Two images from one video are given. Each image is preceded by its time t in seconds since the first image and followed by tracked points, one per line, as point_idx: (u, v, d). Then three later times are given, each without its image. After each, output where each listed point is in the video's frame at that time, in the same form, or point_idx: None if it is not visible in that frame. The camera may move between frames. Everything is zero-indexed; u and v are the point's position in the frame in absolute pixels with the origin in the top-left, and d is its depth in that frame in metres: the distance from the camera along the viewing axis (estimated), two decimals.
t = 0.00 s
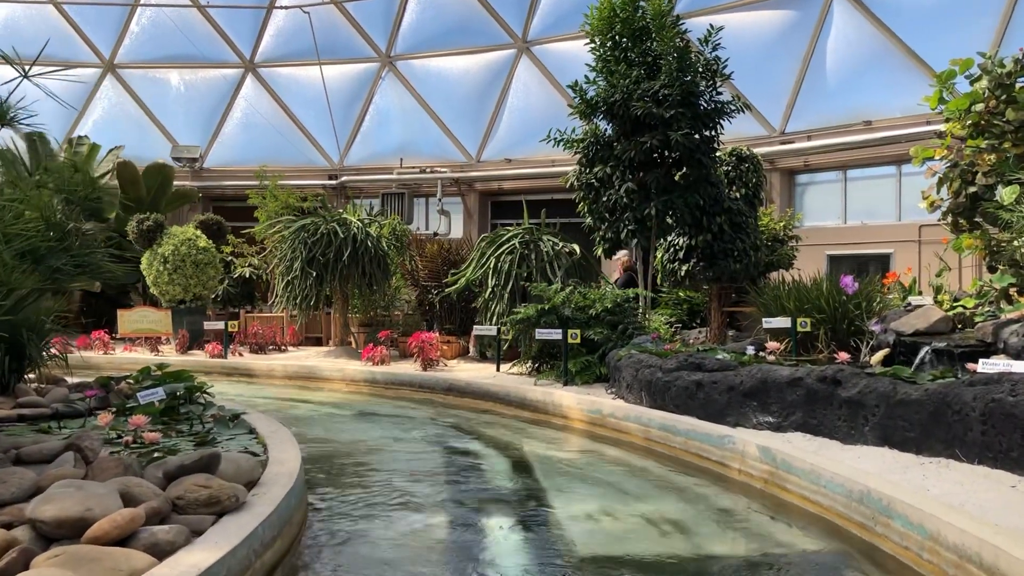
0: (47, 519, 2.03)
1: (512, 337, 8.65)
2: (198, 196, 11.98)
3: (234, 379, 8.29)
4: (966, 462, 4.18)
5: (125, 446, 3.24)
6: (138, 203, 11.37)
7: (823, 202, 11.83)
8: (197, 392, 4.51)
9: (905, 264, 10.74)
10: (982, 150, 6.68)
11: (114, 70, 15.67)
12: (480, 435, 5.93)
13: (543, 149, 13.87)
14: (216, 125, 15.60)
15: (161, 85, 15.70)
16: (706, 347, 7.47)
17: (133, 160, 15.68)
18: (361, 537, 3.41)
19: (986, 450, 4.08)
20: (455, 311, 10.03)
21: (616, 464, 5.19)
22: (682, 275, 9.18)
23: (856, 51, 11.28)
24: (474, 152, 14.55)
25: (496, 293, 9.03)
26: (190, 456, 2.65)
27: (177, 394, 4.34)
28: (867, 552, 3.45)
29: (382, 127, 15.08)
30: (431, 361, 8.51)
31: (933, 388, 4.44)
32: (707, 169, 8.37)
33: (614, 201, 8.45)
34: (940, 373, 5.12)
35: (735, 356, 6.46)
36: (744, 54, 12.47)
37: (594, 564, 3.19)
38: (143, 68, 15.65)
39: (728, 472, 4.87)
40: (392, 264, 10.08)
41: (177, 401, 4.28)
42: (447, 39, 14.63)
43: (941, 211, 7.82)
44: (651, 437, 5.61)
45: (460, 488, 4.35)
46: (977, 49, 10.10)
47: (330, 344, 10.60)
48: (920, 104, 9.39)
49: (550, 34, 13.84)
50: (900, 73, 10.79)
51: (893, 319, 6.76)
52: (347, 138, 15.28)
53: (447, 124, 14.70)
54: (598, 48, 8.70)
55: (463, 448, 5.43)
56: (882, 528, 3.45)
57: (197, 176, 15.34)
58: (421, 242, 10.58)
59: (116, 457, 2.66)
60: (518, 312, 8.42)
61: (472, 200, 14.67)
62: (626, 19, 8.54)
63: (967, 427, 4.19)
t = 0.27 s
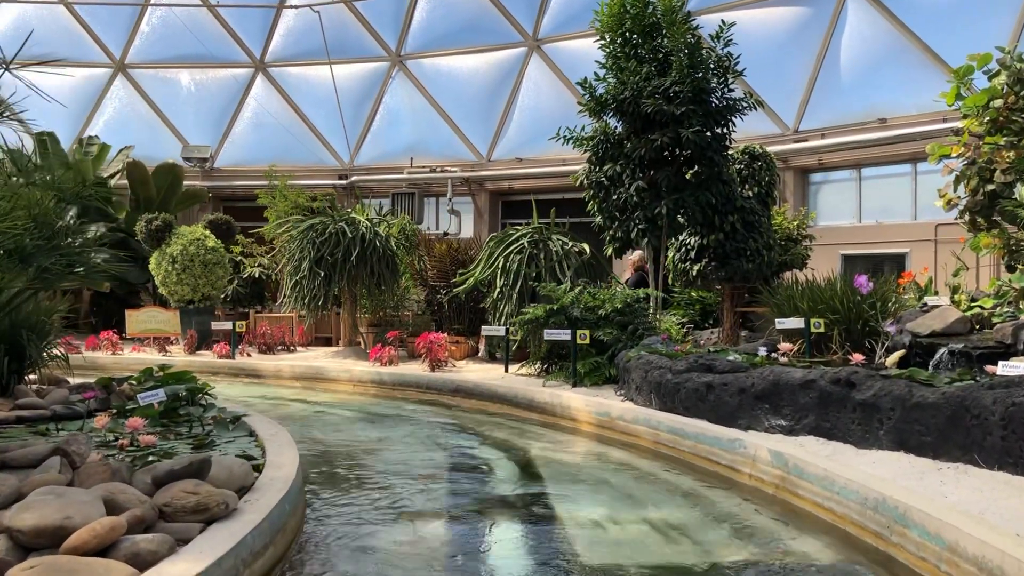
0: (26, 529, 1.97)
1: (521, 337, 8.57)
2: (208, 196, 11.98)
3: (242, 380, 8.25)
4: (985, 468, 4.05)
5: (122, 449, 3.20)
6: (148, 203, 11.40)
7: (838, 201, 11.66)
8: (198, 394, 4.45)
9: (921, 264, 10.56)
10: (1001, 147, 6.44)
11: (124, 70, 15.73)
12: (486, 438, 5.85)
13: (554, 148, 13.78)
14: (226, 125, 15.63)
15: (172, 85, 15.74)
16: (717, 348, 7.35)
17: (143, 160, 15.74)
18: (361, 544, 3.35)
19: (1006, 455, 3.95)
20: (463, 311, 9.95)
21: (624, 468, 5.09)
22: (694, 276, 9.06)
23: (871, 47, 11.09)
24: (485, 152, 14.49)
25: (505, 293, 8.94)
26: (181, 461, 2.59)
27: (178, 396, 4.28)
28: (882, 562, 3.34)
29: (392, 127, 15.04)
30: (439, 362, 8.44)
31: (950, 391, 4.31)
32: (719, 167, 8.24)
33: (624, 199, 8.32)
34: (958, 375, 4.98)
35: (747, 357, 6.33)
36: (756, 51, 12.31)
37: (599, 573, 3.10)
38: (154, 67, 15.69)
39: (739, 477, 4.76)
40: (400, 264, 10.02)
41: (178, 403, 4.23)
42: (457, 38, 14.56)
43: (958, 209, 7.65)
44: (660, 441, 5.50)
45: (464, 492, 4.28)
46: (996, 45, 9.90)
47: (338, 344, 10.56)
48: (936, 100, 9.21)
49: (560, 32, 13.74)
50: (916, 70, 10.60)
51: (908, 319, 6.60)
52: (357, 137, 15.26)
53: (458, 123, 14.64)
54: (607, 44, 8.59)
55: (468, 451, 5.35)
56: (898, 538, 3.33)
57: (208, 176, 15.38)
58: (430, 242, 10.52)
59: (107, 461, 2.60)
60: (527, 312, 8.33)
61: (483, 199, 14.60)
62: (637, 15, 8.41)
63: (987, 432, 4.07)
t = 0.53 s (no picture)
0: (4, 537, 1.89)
1: (531, 339, 8.47)
2: (218, 195, 11.98)
3: (250, 380, 8.22)
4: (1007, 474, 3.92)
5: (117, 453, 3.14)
6: (159, 203, 11.43)
7: (853, 200, 11.47)
8: (200, 395, 4.40)
9: (938, 263, 10.35)
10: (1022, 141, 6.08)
11: (136, 70, 15.78)
12: (494, 440, 5.77)
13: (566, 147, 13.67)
14: (237, 125, 15.65)
15: (184, 84, 15.79)
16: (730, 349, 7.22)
17: (156, 160, 15.79)
18: (361, 551, 3.27)
19: None
20: (472, 312, 9.84)
21: (634, 472, 4.98)
22: (708, 276, 8.96)
23: (888, 42, 10.89)
24: (496, 151, 14.41)
25: (515, 293, 8.86)
26: (170, 466, 2.52)
27: (180, 397, 4.23)
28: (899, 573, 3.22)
29: (404, 126, 14.99)
30: (448, 363, 8.36)
31: (971, 393, 4.17)
32: (733, 165, 8.10)
33: (635, 198, 8.20)
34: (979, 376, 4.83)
35: (760, 359, 6.20)
36: (770, 47, 12.12)
37: None
38: (165, 67, 15.74)
39: (751, 482, 4.64)
40: (410, 263, 9.95)
41: (178, 406, 4.16)
42: (468, 36, 14.48)
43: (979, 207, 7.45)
44: (671, 444, 5.39)
45: (469, 497, 4.19)
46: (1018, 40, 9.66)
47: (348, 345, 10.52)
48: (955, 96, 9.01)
49: (573, 29, 13.62)
50: (934, 65, 10.38)
51: (927, 320, 6.43)
52: (369, 137, 15.23)
53: (469, 122, 14.57)
54: (619, 40, 8.46)
55: (475, 454, 5.27)
56: (916, 547, 3.21)
57: (219, 176, 15.41)
58: (439, 241, 10.45)
59: (98, 466, 2.54)
60: (536, 312, 8.23)
61: (494, 198, 14.52)
62: (648, 10, 8.28)
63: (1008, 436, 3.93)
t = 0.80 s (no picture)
0: None
1: (542, 339, 8.38)
2: (231, 195, 11.99)
3: (261, 381, 8.20)
4: None
5: (115, 456, 3.09)
6: (172, 202, 11.47)
7: (871, 198, 11.27)
8: (204, 397, 4.35)
9: (958, 263, 10.12)
10: None
11: (149, 70, 15.86)
12: (503, 443, 5.69)
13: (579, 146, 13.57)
14: (250, 125, 15.69)
15: (197, 84, 15.84)
16: (744, 351, 7.08)
17: (169, 160, 15.87)
18: (362, 560, 3.19)
19: None
20: (484, 312, 9.78)
21: (644, 476, 4.88)
22: (721, 277, 8.78)
23: (906, 38, 10.66)
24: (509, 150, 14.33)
25: (526, 293, 8.77)
26: (160, 471, 2.46)
27: (183, 399, 4.19)
28: None
29: (417, 126, 14.95)
30: (458, 364, 8.30)
31: (994, 397, 4.03)
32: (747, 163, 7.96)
33: (648, 196, 8.09)
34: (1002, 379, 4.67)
35: (775, 360, 6.06)
36: (786, 43, 11.93)
37: None
38: (179, 67, 15.80)
39: (764, 488, 4.52)
40: (421, 263, 9.89)
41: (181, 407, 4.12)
42: (481, 35, 14.40)
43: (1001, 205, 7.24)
44: (683, 447, 5.28)
45: (474, 503, 4.11)
46: None
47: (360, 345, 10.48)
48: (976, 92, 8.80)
49: (586, 27, 13.50)
50: (954, 61, 10.16)
51: (947, 321, 6.26)
52: (381, 136, 15.22)
53: (482, 121, 14.50)
54: (631, 36, 8.34)
55: (483, 458, 5.19)
56: (936, 558, 3.08)
57: (232, 176, 15.46)
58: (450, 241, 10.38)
59: (91, 471, 2.49)
60: (547, 313, 8.13)
61: (507, 198, 14.44)
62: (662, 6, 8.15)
63: None
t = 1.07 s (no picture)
0: None
1: (554, 340, 8.28)
2: (244, 195, 12.01)
3: (271, 382, 8.19)
4: None
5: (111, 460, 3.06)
6: (186, 202, 11.52)
7: (890, 197, 11.05)
8: (208, 399, 4.31)
9: (980, 263, 9.87)
10: None
11: (163, 70, 15.95)
12: (512, 446, 5.61)
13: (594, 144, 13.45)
14: (264, 125, 15.74)
15: (211, 84, 15.91)
16: (759, 352, 6.94)
17: (184, 159, 15.94)
18: (361, 570, 3.12)
19: None
20: (496, 312, 9.69)
21: (655, 482, 4.77)
22: (737, 277, 8.45)
23: (926, 33, 10.44)
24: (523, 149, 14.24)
25: (537, 293, 8.69)
26: (148, 478, 2.41)
27: (187, 401, 4.15)
28: None
29: (431, 125, 14.90)
30: (469, 365, 8.23)
31: (1018, 402, 3.88)
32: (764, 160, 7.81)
33: (662, 195, 7.97)
34: None
35: (790, 362, 5.92)
36: (803, 38, 11.73)
37: None
38: (193, 68, 15.88)
39: (778, 494, 4.40)
40: (433, 263, 9.83)
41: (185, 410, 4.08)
42: (495, 33, 14.33)
43: None
44: (696, 452, 5.16)
45: (480, 509, 4.04)
46: None
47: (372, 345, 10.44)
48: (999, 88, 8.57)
49: (601, 25, 13.39)
50: (976, 56, 9.93)
51: (969, 321, 6.08)
52: (395, 136, 15.20)
53: (496, 120, 14.42)
54: (645, 33, 8.22)
55: (492, 462, 5.11)
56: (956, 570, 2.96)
57: (247, 176, 15.52)
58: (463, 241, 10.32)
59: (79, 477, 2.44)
60: (559, 313, 8.03)
61: (521, 197, 14.36)
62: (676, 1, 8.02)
63: None
